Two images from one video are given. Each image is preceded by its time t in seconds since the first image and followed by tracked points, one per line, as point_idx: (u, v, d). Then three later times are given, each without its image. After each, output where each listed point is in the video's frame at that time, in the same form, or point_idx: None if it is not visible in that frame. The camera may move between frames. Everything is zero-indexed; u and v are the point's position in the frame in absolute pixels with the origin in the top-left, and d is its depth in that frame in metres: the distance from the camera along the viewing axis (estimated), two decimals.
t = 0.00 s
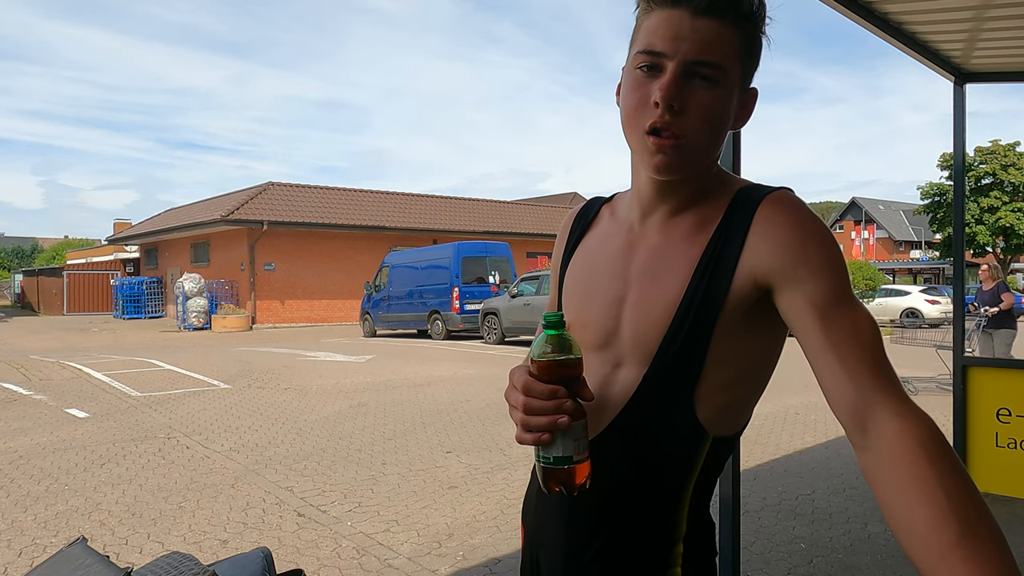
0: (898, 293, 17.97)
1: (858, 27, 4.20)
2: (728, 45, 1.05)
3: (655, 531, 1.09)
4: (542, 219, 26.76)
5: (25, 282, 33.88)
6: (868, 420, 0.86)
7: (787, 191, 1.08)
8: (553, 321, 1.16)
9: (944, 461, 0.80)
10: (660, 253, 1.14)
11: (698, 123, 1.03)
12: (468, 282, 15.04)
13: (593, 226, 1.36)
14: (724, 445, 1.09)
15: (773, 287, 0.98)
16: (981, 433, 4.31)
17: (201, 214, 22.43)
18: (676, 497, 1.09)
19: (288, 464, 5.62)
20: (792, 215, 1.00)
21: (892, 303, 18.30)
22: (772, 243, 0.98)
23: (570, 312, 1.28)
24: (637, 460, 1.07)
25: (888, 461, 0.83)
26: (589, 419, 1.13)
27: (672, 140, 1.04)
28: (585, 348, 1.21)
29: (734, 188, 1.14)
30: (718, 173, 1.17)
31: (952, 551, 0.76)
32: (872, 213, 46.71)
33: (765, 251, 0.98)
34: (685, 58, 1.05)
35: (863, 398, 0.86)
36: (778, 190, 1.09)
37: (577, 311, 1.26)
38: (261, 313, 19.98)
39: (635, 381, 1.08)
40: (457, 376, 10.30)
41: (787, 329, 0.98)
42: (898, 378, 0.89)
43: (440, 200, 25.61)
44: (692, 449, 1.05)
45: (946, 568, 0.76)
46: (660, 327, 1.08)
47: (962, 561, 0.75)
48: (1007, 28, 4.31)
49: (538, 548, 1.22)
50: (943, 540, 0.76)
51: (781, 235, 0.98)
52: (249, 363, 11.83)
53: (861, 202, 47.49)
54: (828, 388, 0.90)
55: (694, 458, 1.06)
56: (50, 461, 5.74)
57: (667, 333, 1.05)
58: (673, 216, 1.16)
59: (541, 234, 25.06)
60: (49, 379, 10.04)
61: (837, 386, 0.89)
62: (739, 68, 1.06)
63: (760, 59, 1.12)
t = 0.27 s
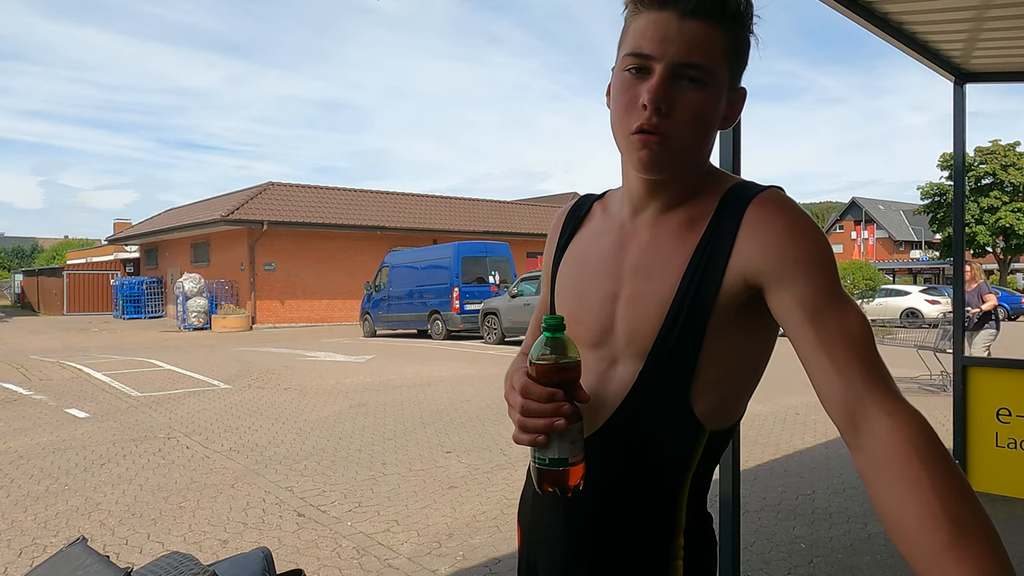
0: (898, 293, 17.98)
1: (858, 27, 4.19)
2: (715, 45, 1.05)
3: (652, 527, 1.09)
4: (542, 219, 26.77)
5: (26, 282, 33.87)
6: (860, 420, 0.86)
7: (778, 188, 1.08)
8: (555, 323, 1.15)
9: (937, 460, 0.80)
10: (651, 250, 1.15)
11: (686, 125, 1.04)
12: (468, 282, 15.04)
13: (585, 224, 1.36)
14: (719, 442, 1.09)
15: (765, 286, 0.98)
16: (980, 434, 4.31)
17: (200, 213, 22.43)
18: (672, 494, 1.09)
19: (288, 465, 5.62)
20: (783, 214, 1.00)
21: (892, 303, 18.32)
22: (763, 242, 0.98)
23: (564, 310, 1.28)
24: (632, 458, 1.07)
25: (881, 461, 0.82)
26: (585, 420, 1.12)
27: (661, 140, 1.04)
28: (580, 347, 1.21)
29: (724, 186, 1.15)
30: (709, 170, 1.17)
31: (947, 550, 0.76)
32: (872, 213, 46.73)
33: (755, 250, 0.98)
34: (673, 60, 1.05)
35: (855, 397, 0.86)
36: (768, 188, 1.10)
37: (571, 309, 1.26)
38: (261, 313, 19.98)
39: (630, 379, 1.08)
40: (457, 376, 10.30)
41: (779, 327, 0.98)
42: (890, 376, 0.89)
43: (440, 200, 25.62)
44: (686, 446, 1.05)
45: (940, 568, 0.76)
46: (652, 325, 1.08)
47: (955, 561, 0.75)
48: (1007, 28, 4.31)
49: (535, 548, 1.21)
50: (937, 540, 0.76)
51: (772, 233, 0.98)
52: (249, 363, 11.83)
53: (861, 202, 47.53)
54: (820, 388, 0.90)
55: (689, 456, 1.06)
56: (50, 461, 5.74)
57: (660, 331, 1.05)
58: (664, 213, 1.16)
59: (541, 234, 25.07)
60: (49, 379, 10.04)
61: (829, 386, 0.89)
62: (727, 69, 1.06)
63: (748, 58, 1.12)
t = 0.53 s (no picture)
0: (897, 293, 18.00)
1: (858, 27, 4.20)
2: (702, 48, 1.04)
3: (652, 526, 1.09)
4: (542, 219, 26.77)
5: (25, 282, 33.86)
6: (856, 421, 0.86)
7: (772, 189, 1.08)
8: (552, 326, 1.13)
9: (932, 459, 0.80)
10: (646, 250, 1.15)
11: (673, 128, 1.04)
12: (468, 282, 15.04)
13: (581, 225, 1.36)
14: (717, 440, 1.09)
15: (760, 288, 0.98)
16: (980, 433, 4.31)
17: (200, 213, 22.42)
18: (672, 494, 1.08)
19: (288, 465, 5.62)
20: (777, 216, 1.00)
21: (891, 303, 18.33)
22: (757, 243, 0.98)
23: (561, 310, 1.28)
24: (632, 459, 1.07)
25: (877, 461, 0.83)
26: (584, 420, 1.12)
27: (651, 143, 1.05)
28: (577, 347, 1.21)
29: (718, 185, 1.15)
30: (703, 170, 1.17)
31: (945, 550, 0.76)
32: (872, 213, 46.71)
33: (751, 250, 0.98)
34: (659, 66, 1.05)
35: (850, 398, 0.86)
36: (761, 188, 1.10)
37: (567, 310, 1.26)
38: (261, 313, 19.98)
39: (628, 378, 1.08)
40: (457, 376, 10.30)
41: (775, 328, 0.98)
42: (887, 375, 0.89)
43: (440, 200, 25.62)
44: (684, 447, 1.06)
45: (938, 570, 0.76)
46: (649, 324, 1.08)
47: (953, 562, 0.75)
48: (1007, 28, 4.31)
49: (536, 550, 1.21)
50: (935, 541, 0.76)
51: (766, 235, 0.98)
52: (249, 363, 11.82)
53: (861, 202, 47.46)
54: (818, 391, 0.90)
55: (688, 454, 1.06)
56: (50, 461, 5.74)
57: (656, 332, 1.05)
58: (658, 214, 1.17)
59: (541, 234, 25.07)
60: (49, 379, 10.04)
61: (826, 388, 0.89)
62: (715, 73, 1.06)
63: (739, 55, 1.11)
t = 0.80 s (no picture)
0: (898, 293, 18.02)
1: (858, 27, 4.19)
2: (664, 73, 1.01)
3: (654, 526, 1.09)
4: (542, 219, 26.77)
5: (25, 281, 33.85)
6: (858, 423, 0.86)
7: (775, 191, 1.08)
8: (538, 325, 1.17)
9: (935, 460, 0.80)
10: (650, 253, 1.14)
11: (654, 154, 1.04)
12: (468, 282, 15.04)
13: (586, 228, 1.36)
14: (721, 440, 1.09)
15: (763, 290, 0.98)
16: (980, 434, 4.31)
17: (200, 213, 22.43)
18: (674, 494, 1.08)
19: (288, 464, 5.62)
20: (780, 219, 1.00)
21: (892, 303, 18.34)
22: (761, 246, 0.98)
23: (566, 312, 1.28)
24: (636, 458, 1.07)
25: (879, 462, 0.83)
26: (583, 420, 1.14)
27: (638, 170, 1.05)
28: (583, 347, 1.22)
29: (720, 187, 1.14)
30: (703, 171, 1.16)
31: (947, 550, 0.75)
32: (872, 213, 46.75)
33: (754, 254, 0.98)
34: (624, 101, 1.02)
35: (853, 399, 0.87)
36: (763, 189, 1.09)
37: (572, 313, 1.26)
38: (261, 313, 19.98)
39: (633, 378, 1.09)
40: (457, 376, 10.30)
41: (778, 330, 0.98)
42: (889, 377, 0.88)
43: (440, 200, 25.62)
44: (688, 447, 1.05)
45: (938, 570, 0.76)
46: (653, 326, 1.08)
47: (952, 562, 0.75)
48: (1007, 28, 4.31)
49: (538, 548, 1.21)
50: (937, 542, 0.76)
51: (769, 239, 0.98)
52: (249, 363, 11.82)
53: (861, 202, 47.42)
54: (821, 392, 0.90)
55: (692, 454, 1.06)
56: (50, 461, 5.74)
57: (660, 333, 1.05)
58: (660, 217, 1.17)
59: (541, 234, 25.07)
60: (49, 379, 10.03)
61: (829, 389, 0.89)
62: (688, 88, 1.03)
63: (712, 55, 1.06)
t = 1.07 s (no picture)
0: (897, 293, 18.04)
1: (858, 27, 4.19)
2: (652, 70, 1.01)
3: (656, 526, 1.09)
4: (542, 219, 26.77)
5: (25, 281, 33.86)
6: (859, 423, 0.86)
7: (777, 191, 1.07)
8: (545, 337, 1.17)
9: (936, 461, 0.80)
10: (652, 253, 1.15)
11: (648, 154, 1.03)
12: (468, 282, 15.04)
13: (589, 229, 1.36)
14: (723, 442, 1.09)
15: (765, 291, 0.98)
16: (981, 433, 4.31)
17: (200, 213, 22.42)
18: (677, 494, 1.08)
19: (288, 464, 5.62)
20: (781, 219, 1.00)
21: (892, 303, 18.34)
22: (762, 247, 0.98)
23: (568, 314, 1.28)
24: (638, 460, 1.07)
25: (879, 463, 0.83)
26: (584, 425, 1.14)
27: (633, 170, 1.05)
28: (585, 349, 1.22)
29: (723, 187, 1.13)
30: (702, 170, 1.16)
31: (948, 551, 0.75)
32: (871, 213, 46.77)
33: (755, 255, 0.98)
34: (614, 102, 1.02)
35: (854, 400, 0.87)
36: (764, 189, 1.09)
37: (574, 313, 1.26)
38: (261, 313, 19.98)
39: (635, 381, 1.09)
40: (458, 376, 10.30)
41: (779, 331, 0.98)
42: (891, 379, 0.88)
43: (440, 200, 25.62)
44: (691, 448, 1.05)
45: (938, 570, 0.76)
46: (655, 326, 1.08)
47: (952, 563, 0.75)
48: (1006, 28, 4.31)
49: (540, 549, 1.22)
50: (938, 541, 0.76)
51: (771, 239, 0.98)
52: (248, 363, 11.82)
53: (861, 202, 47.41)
54: (822, 393, 0.90)
55: (694, 455, 1.06)
56: (50, 461, 5.74)
57: (662, 335, 1.05)
58: (661, 218, 1.17)
59: (541, 234, 25.07)
60: (49, 379, 10.03)
61: (830, 389, 0.89)
62: (678, 84, 1.02)
63: (700, 49, 1.06)
